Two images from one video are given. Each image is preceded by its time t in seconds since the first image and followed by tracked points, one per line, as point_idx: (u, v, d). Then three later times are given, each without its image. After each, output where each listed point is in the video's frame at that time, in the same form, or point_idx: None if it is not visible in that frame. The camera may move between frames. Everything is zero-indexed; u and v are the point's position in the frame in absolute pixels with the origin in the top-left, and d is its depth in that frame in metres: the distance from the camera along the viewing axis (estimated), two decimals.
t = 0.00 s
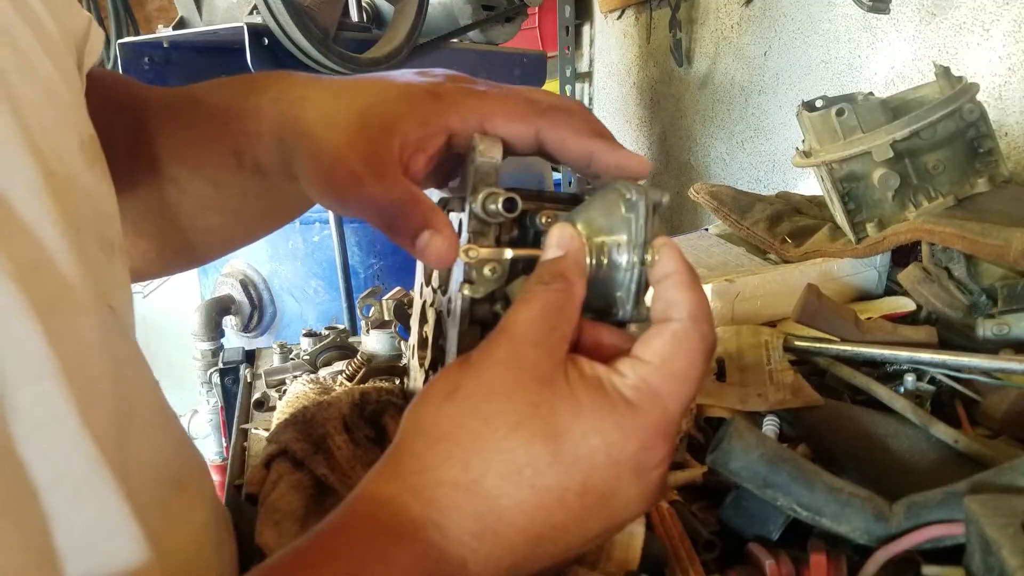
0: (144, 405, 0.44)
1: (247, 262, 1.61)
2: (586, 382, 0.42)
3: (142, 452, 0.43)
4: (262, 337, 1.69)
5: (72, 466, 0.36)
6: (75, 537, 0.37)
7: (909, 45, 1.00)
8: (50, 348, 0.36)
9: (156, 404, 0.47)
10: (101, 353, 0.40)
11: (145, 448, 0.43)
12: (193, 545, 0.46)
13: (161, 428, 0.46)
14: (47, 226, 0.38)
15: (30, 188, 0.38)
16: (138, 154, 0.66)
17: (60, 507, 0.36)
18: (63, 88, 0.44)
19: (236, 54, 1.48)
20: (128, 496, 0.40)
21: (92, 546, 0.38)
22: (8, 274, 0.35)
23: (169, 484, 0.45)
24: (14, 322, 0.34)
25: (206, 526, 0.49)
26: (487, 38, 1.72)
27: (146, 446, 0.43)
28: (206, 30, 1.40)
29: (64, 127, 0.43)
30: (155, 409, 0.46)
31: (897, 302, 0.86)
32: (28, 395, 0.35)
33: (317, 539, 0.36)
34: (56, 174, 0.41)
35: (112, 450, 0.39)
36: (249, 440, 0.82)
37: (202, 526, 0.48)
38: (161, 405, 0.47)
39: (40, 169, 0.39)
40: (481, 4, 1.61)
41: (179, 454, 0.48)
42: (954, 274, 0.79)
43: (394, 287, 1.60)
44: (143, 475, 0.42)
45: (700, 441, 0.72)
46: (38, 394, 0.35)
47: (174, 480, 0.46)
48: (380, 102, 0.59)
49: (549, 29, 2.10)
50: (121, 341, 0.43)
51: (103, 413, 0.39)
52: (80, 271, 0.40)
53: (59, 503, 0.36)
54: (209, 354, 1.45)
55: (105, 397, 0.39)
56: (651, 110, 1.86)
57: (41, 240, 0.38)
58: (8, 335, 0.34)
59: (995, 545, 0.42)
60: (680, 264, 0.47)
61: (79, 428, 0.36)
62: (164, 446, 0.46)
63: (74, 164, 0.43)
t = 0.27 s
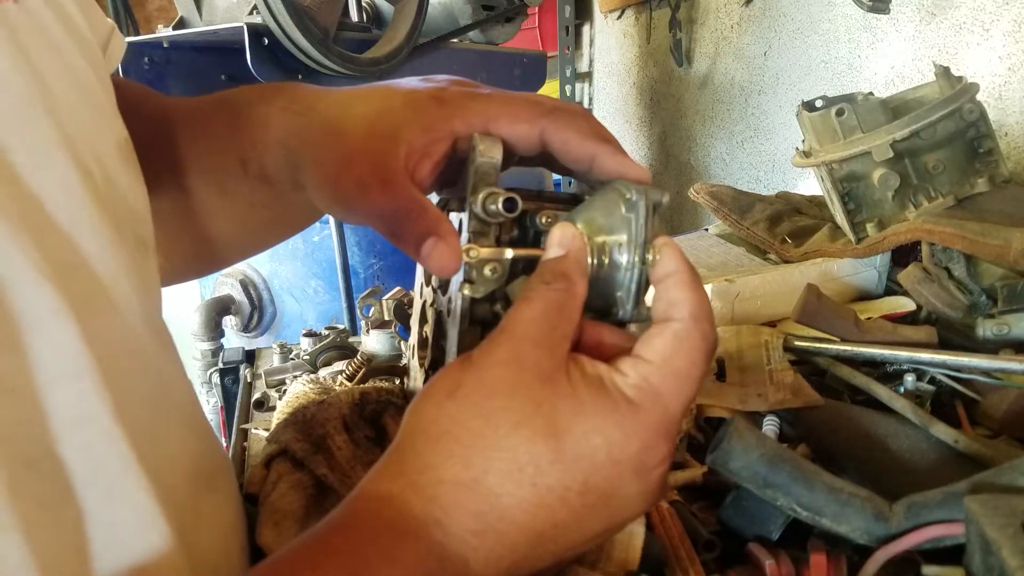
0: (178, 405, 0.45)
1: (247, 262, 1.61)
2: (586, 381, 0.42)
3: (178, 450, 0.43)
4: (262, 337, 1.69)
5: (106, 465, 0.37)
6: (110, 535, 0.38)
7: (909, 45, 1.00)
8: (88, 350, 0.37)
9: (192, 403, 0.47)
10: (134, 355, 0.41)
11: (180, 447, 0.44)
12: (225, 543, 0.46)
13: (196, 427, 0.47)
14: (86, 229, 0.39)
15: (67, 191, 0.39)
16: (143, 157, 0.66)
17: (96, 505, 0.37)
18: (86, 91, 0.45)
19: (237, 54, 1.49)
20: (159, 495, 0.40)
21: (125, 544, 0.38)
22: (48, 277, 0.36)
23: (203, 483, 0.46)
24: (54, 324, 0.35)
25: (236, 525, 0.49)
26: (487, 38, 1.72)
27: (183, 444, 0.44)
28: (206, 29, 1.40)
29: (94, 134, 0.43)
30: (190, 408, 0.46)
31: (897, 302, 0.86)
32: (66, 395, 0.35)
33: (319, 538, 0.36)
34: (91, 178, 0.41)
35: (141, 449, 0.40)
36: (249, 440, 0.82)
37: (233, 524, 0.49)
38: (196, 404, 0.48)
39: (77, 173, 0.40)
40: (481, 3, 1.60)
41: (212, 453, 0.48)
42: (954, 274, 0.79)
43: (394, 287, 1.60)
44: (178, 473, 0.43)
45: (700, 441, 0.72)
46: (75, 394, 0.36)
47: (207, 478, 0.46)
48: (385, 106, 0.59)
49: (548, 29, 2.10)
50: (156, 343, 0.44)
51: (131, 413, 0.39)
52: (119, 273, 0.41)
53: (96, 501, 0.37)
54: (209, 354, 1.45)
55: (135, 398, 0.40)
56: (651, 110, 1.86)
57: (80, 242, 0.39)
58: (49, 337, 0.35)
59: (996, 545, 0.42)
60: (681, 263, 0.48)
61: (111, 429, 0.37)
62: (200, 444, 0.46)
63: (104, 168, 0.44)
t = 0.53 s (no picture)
0: (179, 407, 0.45)
1: (247, 262, 1.61)
2: (586, 381, 0.42)
3: (176, 452, 0.43)
4: (262, 337, 1.69)
5: (104, 469, 0.37)
6: (108, 538, 0.38)
7: (909, 45, 1.00)
8: (87, 354, 0.37)
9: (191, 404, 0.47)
10: (134, 358, 0.41)
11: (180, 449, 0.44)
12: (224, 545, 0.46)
13: (195, 428, 0.47)
14: (87, 232, 0.39)
15: (70, 194, 0.38)
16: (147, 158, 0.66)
17: (93, 508, 0.37)
18: (94, 93, 0.45)
19: (236, 53, 1.48)
20: (155, 498, 0.40)
21: (122, 547, 0.38)
22: (49, 281, 0.35)
23: (203, 485, 0.46)
24: (55, 328, 0.35)
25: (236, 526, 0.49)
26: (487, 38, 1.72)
27: (182, 446, 0.44)
28: (205, 30, 1.40)
29: (99, 136, 0.43)
30: (190, 410, 0.46)
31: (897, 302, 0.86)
32: (67, 399, 0.35)
33: (318, 539, 0.36)
34: (95, 180, 0.41)
35: (139, 453, 0.40)
36: (249, 440, 0.82)
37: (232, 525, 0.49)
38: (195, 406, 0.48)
39: (81, 176, 0.39)
40: (481, 3, 1.60)
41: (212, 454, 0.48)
42: (955, 274, 0.79)
43: (394, 288, 1.59)
44: (176, 476, 0.43)
45: (700, 442, 0.72)
46: (75, 399, 0.36)
47: (207, 481, 0.46)
48: (385, 107, 0.60)
49: (549, 28, 2.11)
50: (156, 345, 0.44)
51: (130, 417, 0.40)
52: (122, 277, 0.41)
53: (94, 504, 0.37)
54: (209, 354, 1.45)
55: (133, 401, 0.40)
56: (651, 110, 1.86)
57: (83, 247, 0.38)
58: (49, 341, 0.35)
59: (995, 545, 0.42)
60: (681, 263, 0.48)
61: (109, 433, 0.37)
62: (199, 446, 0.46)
63: (109, 170, 0.43)
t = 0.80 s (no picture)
0: (174, 407, 0.45)
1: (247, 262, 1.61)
2: (586, 382, 0.42)
3: (173, 452, 0.43)
4: (262, 337, 1.69)
5: (101, 469, 0.37)
6: (106, 538, 0.38)
7: (909, 45, 1.00)
8: (84, 356, 0.37)
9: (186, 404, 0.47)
10: (131, 359, 0.41)
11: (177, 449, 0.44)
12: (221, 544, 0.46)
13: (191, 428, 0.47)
14: (80, 234, 0.39)
15: (64, 196, 0.38)
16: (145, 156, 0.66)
17: (90, 509, 0.37)
18: (94, 97, 0.45)
19: (236, 55, 1.50)
20: (152, 499, 0.40)
21: (120, 547, 0.38)
22: (44, 282, 0.35)
23: (200, 485, 0.46)
24: (51, 329, 0.35)
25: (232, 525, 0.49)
26: (487, 38, 1.72)
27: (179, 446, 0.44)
28: (204, 30, 1.40)
29: (94, 137, 0.43)
30: (186, 410, 0.46)
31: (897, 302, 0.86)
32: (63, 401, 0.35)
33: (317, 541, 0.36)
34: (91, 181, 0.41)
35: (135, 454, 0.40)
36: (249, 440, 0.82)
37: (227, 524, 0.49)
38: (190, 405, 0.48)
39: (74, 177, 0.39)
40: (480, 3, 1.61)
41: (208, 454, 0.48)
42: (955, 274, 0.79)
43: (393, 288, 1.59)
44: (174, 476, 0.43)
45: (700, 441, 0.72)
46: (71, 400, 0.36)
47: (204, 481, 0.46)
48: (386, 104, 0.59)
49: (549, 28, 2.11)
50: (152, 346, 0.44)
51: (127, 418, 0.40)
52: (117, 278, 0.40)
53: (91, 505, 0.37)
54: (209, 354, 1.45)
55: (131, 401, 0.40)
56: (651, 110, 1.86)
57: (78, 249, 0.38)
58: (45, 342, 0.35)
59: (996, 545, 0.42)
60: (681, 263, 0.47)
61: (106, 433, 0.37)
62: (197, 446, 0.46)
63: (105, 172, 0.43)
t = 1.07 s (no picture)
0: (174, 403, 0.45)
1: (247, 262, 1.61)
2: (582, 385, 0.42)
3: (175, 450, 0.43)
4: (262, 338, 1.67)
5: (102, 469, 0.37)
6: (106, 538, 0.38)
7: (909, 45, 1.00)
8: (83, 354, 0.37)
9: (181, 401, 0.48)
10: (130, 358, 0.41)
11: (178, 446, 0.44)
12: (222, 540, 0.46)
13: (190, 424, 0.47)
14: (79, 232, 0.39)
15: (62, 198, 0.38)
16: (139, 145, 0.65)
17: (91, 509, 0.37)
18: (96, 99, 0.45)
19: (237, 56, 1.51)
20: (154, 498, 0.40)
21: (121, 547, 0.38)
22: (41, 282, 0.35)
23: (201, 484, 0.46)
24: (50, 329, 0.35)
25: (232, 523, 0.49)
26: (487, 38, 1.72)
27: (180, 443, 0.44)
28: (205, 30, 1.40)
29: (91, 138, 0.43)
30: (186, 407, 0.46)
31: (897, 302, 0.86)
32: (64, 400, 0.35)
33: (315, 543, 0.36)
34: (88, 179, 0.41)
35: (138, 453, 0.40)
36: (249, 440, 0.82)
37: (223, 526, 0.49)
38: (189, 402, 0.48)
39: (71, 178, 0.39)
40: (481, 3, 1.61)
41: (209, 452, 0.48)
42: (954, 274, 0.79)
43: (394, 288, 1.59)
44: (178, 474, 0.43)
45: (700, 441, 0.72)
46: (74, 400, 0.36)
47: (205, 479, 0.46)
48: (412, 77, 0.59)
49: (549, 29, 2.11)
50: (149, 345, 0.44)
51: (130, 417, 0.40)
52: (113, 276, 0.41)
53: (93, 507, 0.37)
54: (209, 354, 1.45)
55: (133, 400, 0.40)
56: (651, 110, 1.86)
57: (77, 248, 0.39)
58: (44, 342, 0.35)
59: (995, 545, 0.42)
60: (680, 267, 0.47)
61: (106, 433, 0.37)
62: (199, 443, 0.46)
63: (101, 171, 0.43)
